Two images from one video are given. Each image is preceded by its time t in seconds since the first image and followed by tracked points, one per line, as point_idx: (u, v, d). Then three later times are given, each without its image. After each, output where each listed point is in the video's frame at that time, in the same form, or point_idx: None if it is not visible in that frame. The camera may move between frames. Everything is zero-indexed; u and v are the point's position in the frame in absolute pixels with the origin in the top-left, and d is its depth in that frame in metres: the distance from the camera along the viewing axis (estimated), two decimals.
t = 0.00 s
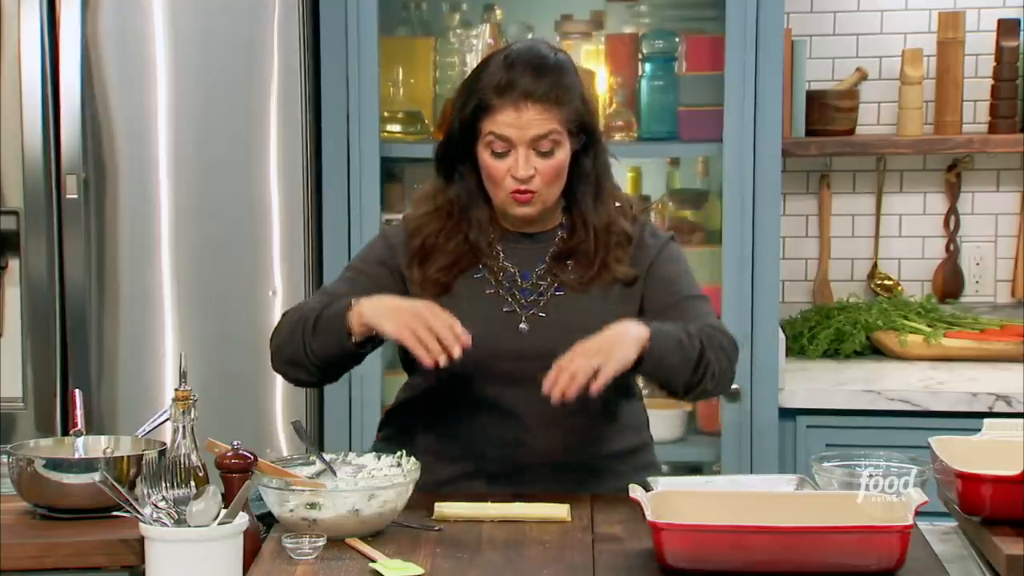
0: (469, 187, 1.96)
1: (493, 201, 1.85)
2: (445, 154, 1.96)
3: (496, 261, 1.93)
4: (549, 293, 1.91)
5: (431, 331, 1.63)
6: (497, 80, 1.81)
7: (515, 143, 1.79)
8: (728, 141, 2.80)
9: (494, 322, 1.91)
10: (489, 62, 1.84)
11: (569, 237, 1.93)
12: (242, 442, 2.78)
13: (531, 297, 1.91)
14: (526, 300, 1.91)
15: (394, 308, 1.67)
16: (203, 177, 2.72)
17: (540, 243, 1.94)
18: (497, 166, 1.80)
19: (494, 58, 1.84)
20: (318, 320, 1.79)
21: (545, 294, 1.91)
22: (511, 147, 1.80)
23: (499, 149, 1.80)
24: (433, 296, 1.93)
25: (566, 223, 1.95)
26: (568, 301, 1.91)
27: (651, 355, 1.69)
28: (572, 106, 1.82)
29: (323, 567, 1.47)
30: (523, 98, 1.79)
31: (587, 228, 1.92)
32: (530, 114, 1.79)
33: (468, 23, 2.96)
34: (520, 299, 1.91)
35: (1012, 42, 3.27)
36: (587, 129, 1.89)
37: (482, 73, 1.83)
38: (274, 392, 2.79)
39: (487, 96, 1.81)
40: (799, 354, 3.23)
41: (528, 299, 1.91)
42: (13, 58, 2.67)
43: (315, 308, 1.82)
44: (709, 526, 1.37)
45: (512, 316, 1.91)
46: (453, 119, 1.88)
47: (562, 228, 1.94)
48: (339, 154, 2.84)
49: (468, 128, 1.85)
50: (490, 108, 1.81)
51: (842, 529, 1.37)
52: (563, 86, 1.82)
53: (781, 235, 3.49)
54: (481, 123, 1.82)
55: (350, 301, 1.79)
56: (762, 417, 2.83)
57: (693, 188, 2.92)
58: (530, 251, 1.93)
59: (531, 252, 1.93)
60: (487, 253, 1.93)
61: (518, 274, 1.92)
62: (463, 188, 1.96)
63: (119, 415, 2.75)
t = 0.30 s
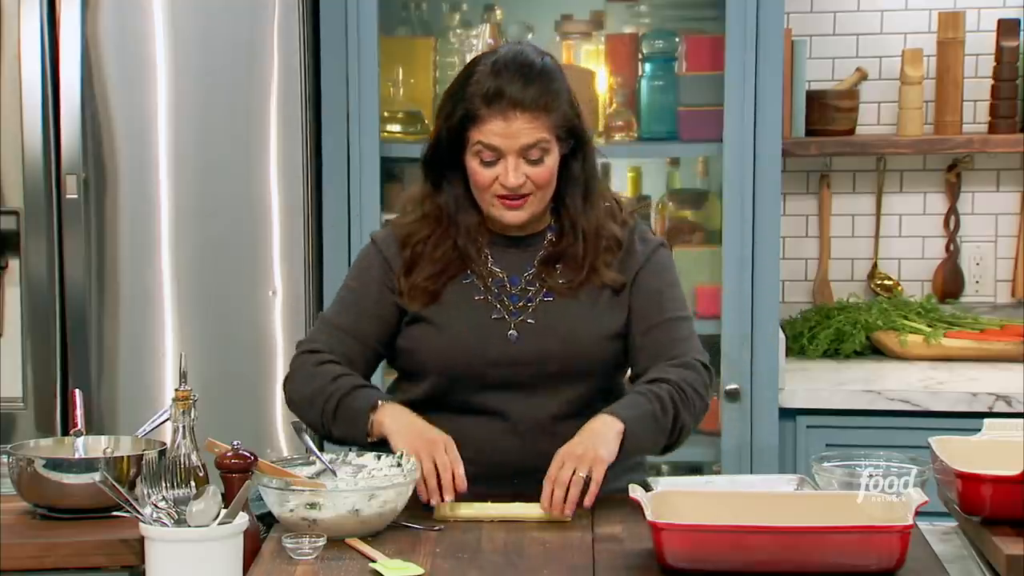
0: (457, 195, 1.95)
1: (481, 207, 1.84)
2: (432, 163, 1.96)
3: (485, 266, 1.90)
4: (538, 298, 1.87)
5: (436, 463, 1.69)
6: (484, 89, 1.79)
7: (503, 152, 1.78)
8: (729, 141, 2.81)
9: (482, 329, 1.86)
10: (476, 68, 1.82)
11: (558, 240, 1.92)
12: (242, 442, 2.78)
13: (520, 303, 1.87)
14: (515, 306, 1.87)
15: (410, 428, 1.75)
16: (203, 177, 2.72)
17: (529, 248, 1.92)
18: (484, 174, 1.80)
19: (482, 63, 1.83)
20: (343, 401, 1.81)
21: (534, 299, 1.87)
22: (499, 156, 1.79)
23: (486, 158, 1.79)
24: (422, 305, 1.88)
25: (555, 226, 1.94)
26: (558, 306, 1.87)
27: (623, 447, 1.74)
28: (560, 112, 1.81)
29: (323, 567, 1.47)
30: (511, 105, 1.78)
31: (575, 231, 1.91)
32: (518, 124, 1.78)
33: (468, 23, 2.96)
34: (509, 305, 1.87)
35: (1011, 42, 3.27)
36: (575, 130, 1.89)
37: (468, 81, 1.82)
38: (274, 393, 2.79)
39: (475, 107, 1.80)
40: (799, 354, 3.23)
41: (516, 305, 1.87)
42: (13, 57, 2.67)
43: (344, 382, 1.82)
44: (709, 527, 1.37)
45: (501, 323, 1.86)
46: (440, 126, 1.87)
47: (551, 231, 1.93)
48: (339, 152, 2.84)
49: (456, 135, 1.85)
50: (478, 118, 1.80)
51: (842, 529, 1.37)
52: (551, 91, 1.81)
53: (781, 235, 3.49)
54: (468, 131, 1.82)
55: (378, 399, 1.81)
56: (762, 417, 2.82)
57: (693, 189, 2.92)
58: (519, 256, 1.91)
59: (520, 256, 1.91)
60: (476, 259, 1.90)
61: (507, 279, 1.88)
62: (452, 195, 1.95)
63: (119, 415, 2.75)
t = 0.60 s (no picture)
0: (450, 202, 1.94)
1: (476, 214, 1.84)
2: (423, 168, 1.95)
3: (480, 272, 1.89)
4: (534, 303, 1.87)
5: (436, 481, 1.67)
6: (478, 97, 1.78)
7: (499, 159, 1.79)
8: (728, 142, 2.81)
9: (481, 334, 1.86)
10: (467, 74, 1.82)
11: (551, 242, 1.91)
12: (242, 442, 2.78)
13: (516, 309, 1.87)
14: (511, 312, 1.87)
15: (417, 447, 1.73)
16: (203, 177, 2.72)
17: (523, 252, 1.92)
18: (480, 182, 1.80)
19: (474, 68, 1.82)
20: (346, 416, 1.81)
21: (529, 305, 1.87)
22: (495, 163, 1.79)
23: (482, 165, 1.79)
24: (418, 312, 1.88)
25: (548, 229, 1.93)
26: (554, 311, 1.87)
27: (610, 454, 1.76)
28: (554, 117, 1.81)
29: (323, 567, 1.47)
30: (505, 112, 1.78)
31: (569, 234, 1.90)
32: (513, 132, 1.78)
33: (468, 23, 2.96)
34: (504, 311, 1.87)
35: (1012, 42, 3.27)
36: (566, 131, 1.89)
37: (461, 87, 1.81)
38: (274, 393, 2.79)
39: (469, 115, 1.79)
40: (799, 354, 3.23)
41: (512, 312, 1.87)
42: (13, 57, 2.67)
43: (346, 397, 1.82)
44: (709, 526, 1.37)
45: (498, 330, 1.86)
46: (433, 132, 1.87)
47: (544, 234, 1.93)
48: (339, 151, 2.84)
49: (449, 142, 1.84)
50: (472, 126, 1.79)
51: (842, 529, 1.37)
52: (544, 97, 1.80)
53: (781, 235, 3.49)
54: (462, 138, 1.81)
55: (382, 413, 1.80)
56: (762, 417, 2.82)
57: (694, 188, 2.92)
58: (513, 262, 1.90)
59: (514, 262, 1.91)
60: (470, 264, 1.90)
61: (502, 285, 1.88)
62: (444, 200, 1.94)
63: (119, 415, 2.75)
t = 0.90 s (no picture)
0: (445, 198, 1.95)
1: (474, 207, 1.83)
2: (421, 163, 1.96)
3: (475, 277, 1.90)
4: (530, 309, 1.87)
5: (439, 483, 1.67)
6: (480, 84, 1.80)
7: (500, 145, 1.79)
8: (728, 142, 2.81)
9: (478, 341, 1.86)
10: (468, 65, 1.84)
11: (547, 245, 1.92)
12: (242, 442, 2.78)
13: (512, 315, 1.87)
14: (508, 319, 1.87)
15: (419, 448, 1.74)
16: (203, 177, 2.72)
17: (518, 257, 1.92)
18: (480, 169, 1.79)
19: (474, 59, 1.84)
20: (345, 420, 1.81)
21: (526, 311, 1.87)
22: (495, 148, 1.80)
23: (483, 150, 1.80)
24: (414, 320, 1.88)
25: (543, 233, 1.95)
26: (551, 317, 1.87)
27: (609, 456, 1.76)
28: (553, 108, 1.83)
29: (323, 567, 1.47)
30: (507, 98, 1.79)
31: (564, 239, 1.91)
32: (515, 115, 1.78)
33: (469, 23, 2.96)
34: (501, 318, 1.87)
35: (1012, 42, 3.27)
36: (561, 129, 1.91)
37: (462, 75, 1.83)
38: (274, 393, 2.79)
39: (470, 100, 1.80)
40: (799, 354, 3.23)
41: (509, 318, 1.87)
42: (13, 57, 2.66)
43: (342, 402, 1.83)
44: (709, 526, 1.37)
45: (495, 337, 1.86)
46: (431, 125, 1.87)
47: (539, 238, 1.93)
48: (339, 151, 2.84)
49: (448, 132, 1.84)
50: (473, 111, 1.80)
51: (842, 529, 1.37)
52: (544, 87, 1.82)
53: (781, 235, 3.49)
54: (462, 126, 1.82)
55: (380, 415, 1.81)
56: (762, 417, 2.82)
57: (694, 188, 2.91)
58: (508, 266, 1.91)
59: (510, 267, 1.91)
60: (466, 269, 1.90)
61: (498, 290, 1.88)
62: (439, 204, 1.96)
63: (119, 415, 2.75)
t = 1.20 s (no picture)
0: (443, 191, 1.97)
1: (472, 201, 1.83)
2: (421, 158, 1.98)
3: (474, 277, 1.90)
4: (529, 311, 1.87)
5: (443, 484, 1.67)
6: (479, 74, 1.81)
7: (497, 135, 1.80)
8: (728, 142, 2.81)
9: (477, 344, 1.86)
10: (466, 58, 1.85)
11: (545, 246, 1.93)
12: (242, 442, 2.78)
13: (511, 317, 1.87)
14: (506, 321, 1.86)
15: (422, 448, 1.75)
16: (203, 177, 2.72)
17: (517, 257, 1.92)
18: (478, 160, 1.80)
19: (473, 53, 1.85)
20: (346, 421, 1.81)
21: (525, 313, 1.87)
22: (492, 138, 1.80)
23: (481, 142, 1.80)
24: (413, 320, 1.88)
25: (542, 233, 1.95)
26: (549, 319, 1.87)
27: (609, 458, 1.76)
28: (551, 101, 1.84)
29: (323, 567, 1.47)
30: (505, 89, 1.80)
31: (563, 239, 1.92)
32: (514, 104, 1.80)
33: (468, 23, 2.96)
34: (499, 320, 1.86)
35: (1011, 42, 3.27)
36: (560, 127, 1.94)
37: (459, 68, 1.84)
38: (274, 394, 2.79)
39: (468, 88, 1.81)
40: (799, 354, 3.23)
41: (507, 320, 1.86)
42: (13, 57, 2.66)
43: (342, 403, 1.83)
44: (709, 527, 1.37)
45: (493, 340, 1.86)
46: (428, 118, 1.88)
47: (538, 238, 1.93)
48: (339, 151, 2.84)
49: (446, 124, 1.85)
50: (471, 100, 1.81)
51: (842, 529, 1.37)
52: (542, 80, 1.83)
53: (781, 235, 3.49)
54: (459, 117, 1.82)
55: (381, 416, 1.81)
56: (763, 416, 2.82)
57: (694, 188, 2.91)
58: (507, 266, 1.91)
59: (509, 267, 1.91)
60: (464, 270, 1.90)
61: (497, 291, 1.88)
62: (437, 204, 1.97)
63: (119, 415, 2.75)
